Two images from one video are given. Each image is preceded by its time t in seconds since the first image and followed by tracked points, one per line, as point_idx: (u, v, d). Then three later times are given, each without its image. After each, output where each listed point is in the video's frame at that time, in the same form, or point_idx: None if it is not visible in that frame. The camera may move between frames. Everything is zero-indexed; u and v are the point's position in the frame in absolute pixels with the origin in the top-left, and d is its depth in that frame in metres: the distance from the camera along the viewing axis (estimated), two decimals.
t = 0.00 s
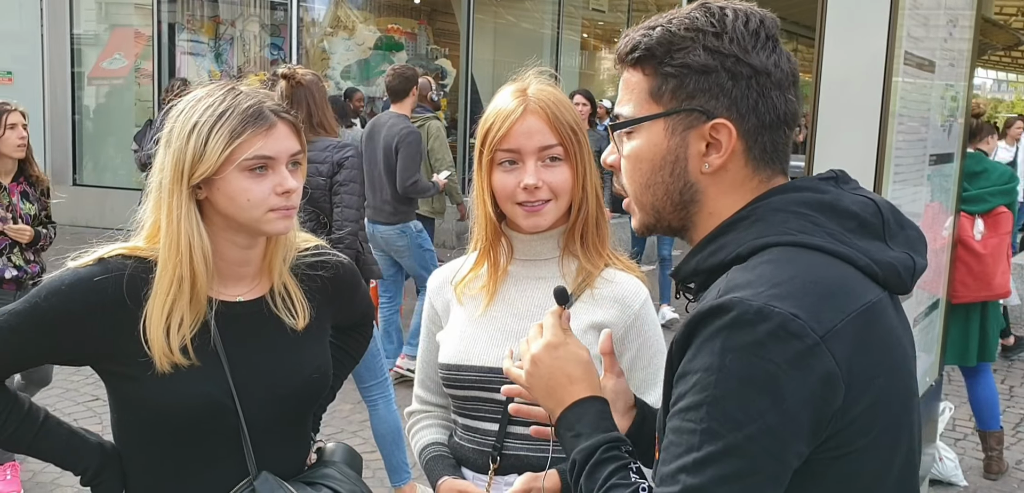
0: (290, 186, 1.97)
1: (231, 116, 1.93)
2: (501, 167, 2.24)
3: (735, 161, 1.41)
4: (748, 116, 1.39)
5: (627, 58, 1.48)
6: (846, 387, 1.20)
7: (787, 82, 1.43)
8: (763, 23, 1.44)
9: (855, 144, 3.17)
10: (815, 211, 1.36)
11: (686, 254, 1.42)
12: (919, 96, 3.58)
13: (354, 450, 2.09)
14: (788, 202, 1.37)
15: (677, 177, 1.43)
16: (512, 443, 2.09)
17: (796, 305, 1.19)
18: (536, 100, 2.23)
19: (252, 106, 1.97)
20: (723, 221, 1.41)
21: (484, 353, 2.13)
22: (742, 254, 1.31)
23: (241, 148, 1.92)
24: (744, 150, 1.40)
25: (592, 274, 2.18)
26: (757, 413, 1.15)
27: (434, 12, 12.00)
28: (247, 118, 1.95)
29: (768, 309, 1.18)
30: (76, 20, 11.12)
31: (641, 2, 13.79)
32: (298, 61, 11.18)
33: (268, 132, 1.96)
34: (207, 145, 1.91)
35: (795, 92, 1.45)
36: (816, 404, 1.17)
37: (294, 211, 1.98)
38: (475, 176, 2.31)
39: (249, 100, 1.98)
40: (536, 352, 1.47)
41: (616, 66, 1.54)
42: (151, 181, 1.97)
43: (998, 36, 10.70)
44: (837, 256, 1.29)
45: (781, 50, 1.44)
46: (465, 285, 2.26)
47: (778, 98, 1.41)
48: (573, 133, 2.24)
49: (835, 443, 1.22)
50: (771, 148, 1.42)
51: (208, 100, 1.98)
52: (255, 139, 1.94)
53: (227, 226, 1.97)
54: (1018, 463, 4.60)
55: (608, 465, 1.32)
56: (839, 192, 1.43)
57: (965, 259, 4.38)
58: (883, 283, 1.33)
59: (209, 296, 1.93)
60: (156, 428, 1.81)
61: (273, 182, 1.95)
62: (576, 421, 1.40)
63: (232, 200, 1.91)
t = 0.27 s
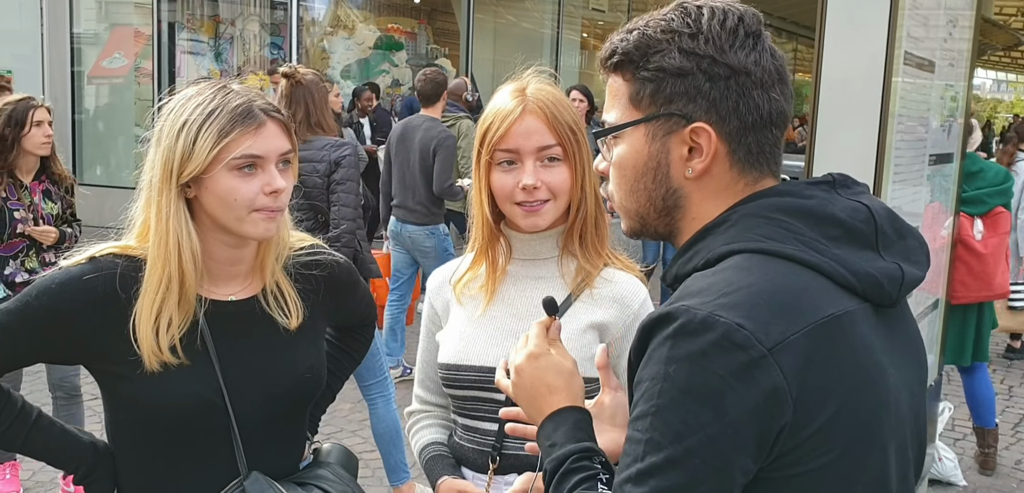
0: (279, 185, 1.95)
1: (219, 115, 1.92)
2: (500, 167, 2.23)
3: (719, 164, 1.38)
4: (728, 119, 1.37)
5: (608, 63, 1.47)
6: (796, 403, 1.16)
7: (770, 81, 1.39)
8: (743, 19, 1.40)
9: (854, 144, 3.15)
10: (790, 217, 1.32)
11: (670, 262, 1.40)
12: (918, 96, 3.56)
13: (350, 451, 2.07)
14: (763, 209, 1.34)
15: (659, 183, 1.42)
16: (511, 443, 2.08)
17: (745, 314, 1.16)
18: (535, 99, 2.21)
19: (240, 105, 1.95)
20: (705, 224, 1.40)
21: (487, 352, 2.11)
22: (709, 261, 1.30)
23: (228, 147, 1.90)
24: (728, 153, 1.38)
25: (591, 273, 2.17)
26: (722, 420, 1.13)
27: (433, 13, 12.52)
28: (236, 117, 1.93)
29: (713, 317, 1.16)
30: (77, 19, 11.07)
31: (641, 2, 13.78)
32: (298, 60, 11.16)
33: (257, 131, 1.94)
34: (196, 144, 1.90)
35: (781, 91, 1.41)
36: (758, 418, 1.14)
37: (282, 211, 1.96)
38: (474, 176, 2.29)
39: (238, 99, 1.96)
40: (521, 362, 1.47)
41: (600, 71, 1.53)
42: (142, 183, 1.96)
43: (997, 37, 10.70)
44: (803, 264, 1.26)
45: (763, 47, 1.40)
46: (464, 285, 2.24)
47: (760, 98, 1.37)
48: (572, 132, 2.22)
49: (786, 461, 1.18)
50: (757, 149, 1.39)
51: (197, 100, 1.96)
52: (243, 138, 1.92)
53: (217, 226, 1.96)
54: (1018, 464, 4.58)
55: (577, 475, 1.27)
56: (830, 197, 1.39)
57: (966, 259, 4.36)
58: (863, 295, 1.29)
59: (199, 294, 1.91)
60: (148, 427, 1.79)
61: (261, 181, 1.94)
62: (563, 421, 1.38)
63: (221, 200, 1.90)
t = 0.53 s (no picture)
0: (271, 185, 1.93)
1: (211, 115, 1.90)
2: (500, 168, 2.21)
3: (722, 170, 1.37)
4: (731, 123, 1.35)
5: (607, 65, 1.45)
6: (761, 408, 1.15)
7: (773, 83, 1.38)
8: (745, 21, 1.39)
9: (854, 146, 3.14)
10: (777, 219, 1.30)
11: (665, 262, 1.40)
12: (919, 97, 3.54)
13: (345, 454, 2.06)
14: (749, 210, 1.32)
15: (661, 187, 1.40)
16: (512, 444, 2.06)
17: (712, 314, 1.15)
18: (536, 100, 2.19)
19: (233, 104, 1.93)
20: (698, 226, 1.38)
21: (487, 353, 2.09)
22: (691, 260, 1.29)
23: (218, 147, 1.89)
24: (730, 157, 1.36)
25: (592, 273, 2.15)
26: (702, 424, 1.12)
27: (435, 13, 12.48)
28: (228, 116, 1.91)
29: (679, 317, 1.15)
30: (77, 19, 11.06)
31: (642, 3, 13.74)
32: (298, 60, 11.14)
33: (249, 131, 1.93)
34: (188, 142, 1.88)
35: (783, 94, 1.40)
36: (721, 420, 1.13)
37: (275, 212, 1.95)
38: (474, 177, 2.27)
39: (232, 99, 1.95)
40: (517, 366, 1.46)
41: (599, 73, 1.51)
42: (135, 183, 1.94)
43: (998, 38, 10.67)
44: (778, 265, 1.24)
45: (765, 48, 1.39)
46: (464, 285, 2.22)
47: (763, 102, 1.36)
48: (572, 133, 2.21)
49: (756, 465, 1.16)
50: (760, 152, 1.38)
51: (190, 100, 1.94)
52: (235, 138, 1.90)
53: (210, 226, 1.95)
54: (1019, 466, 4.56)
55: (561, 479, 1.26)
56: (825, 200, 1.36)
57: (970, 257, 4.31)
58: (844, 301, 1.27)
59: (191, 294, 1.89)
60: (138, 428, 1.78)
61: (253, 181, 1.92)
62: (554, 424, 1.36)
63: (212, 199, 1.89)
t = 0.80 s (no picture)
0: (264, 186, 1.91)
1: (204, 115, 1.88)
2: (500, 168, 2.19)
3: (711, 172, 1.35)
4: (720, 126, 1.33)
5: (595, 69, 1.43)
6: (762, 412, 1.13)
7: (761, 85, 1.36)
8: (733, 21, 1.37)
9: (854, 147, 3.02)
10: (769, 221, 1.29)
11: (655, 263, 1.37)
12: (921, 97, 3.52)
13: (340, 455, 2.05)
14: (742, 212, 1.30)
15: (650, 191, 1.38)
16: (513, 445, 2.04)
17: (712, 319, 1.13)
18: (536, 101, 2.18)
19: (226, 105, 1.91)
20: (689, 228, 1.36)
21: (487, 353, 2.07)
22: (684, 265, 1.27)
23: (212, 147, 1.87)
24: (718, 160, 1.35)
25: (593, 273, 2.13)
26: (702, 429, 1.10)
27: (435, 13, 12.46)
28: (221, 117, 1.89)
29: (678, 322, 1.13)
30: (77, 19, 11.02)
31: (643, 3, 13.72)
32: (298, 60, 11.13)
33: (243, 131, 1.91)
34: (181, 143, 1.86)
35: (771, 95, 1.38)
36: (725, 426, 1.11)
37: (267, 213, 1.93)
38: (474, 178, 2.26)
39: (225, 100, 1.93)
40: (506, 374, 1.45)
41: (588, 76, 1.49)
42: (128, 184, 1.92)
43: (999, 39, 10.65)
44: (777, 269, 1.22)
45: (753, 50, 1.37)
46: (464, 286, 2.19)
47: (752, 103, 1.35)
48: (573, 133, 2.19)
49: (757, 469, 1.14)
50: (749, 155, 1.36)
51: (183, 100, 1.93)
52: (228, 139, 1.88)
53: (203, 228, 1.92)
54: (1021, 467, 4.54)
55: (560, 485, 1.24)
56: (815, 199, 1.35)
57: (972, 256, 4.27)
58: (840, 302, 1.26)
59: (183, 295, 1.88)
60: (130, 431, 1.76)
61: (246, 182, 1.90)
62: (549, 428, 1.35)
63: (204, 200, 1.87)
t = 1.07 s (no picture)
0: (261, 187, 1.91)
1: (202, 116, 1.88)
2: (500, 169, 2.18)
3: (704, 168, 1.34)
4: (711, 121, 1.33)
5: (585, 70, 1.43)
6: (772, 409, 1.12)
7: (752, 81, 1.36)
8: (721, 19, 1.36)
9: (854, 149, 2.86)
10: (766, 218, 1.29)
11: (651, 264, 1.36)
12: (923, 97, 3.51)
13: (338, 454, 2.04)
14: (742, 210, 1.29)
15: (645, 188, 1.37)
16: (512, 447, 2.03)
17: (722, 318, 1.12)
18: (536, 101, 2.17)
19: (224, 105, 1.91)
20: (685, 226, 1.36)
21: (486, 353, 2.06)
22: (687, 262, 1.26)
23: (210, 148, 1.86)
24: (712, 155, 1.34)
25: (593, 274, 2.12)
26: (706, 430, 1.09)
27: (435, 13, 12.46)
28: (218, 118, 1.89)
29: (688, 321, 1.12)
30: (77, 19, 11.07)
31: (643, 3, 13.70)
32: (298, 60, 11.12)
33: (240, 132, 1.91)
34: (178, 144, 1.85)
35: (761, 92, 1.38)
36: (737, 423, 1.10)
37: (265, 213, 1.92)
38: (474, 180, 2.25)
39: (222, 100, 1.92)
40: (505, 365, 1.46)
41: (578, 79, 1.49)
42: (124, 185, 1.91)
43: (999, 39, 10.66)
44: (782, 267, 1.22)
45: (742, 47, 1.36)
46: (464, 288, 2.19)
47: (743, 98, 1.34)
48: (572, 134, 2.18)
49: (767, 466, 1.14)
50: (742, 148, 1.35)
51: (180, 101, 1.92)
52: (225, 139, 1.88)
53: (200, 228, 1.91)
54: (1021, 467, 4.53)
55: (560, 483, 1.25)
56: (811, 195, 1.36)
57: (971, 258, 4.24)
58: (842, 297, 1.25)
59: (181, 296, 1.87)
60: (127, 433, 1.75)
61: (244, 183, 1.90)
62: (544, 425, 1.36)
63: (202, 201, 1.86)
